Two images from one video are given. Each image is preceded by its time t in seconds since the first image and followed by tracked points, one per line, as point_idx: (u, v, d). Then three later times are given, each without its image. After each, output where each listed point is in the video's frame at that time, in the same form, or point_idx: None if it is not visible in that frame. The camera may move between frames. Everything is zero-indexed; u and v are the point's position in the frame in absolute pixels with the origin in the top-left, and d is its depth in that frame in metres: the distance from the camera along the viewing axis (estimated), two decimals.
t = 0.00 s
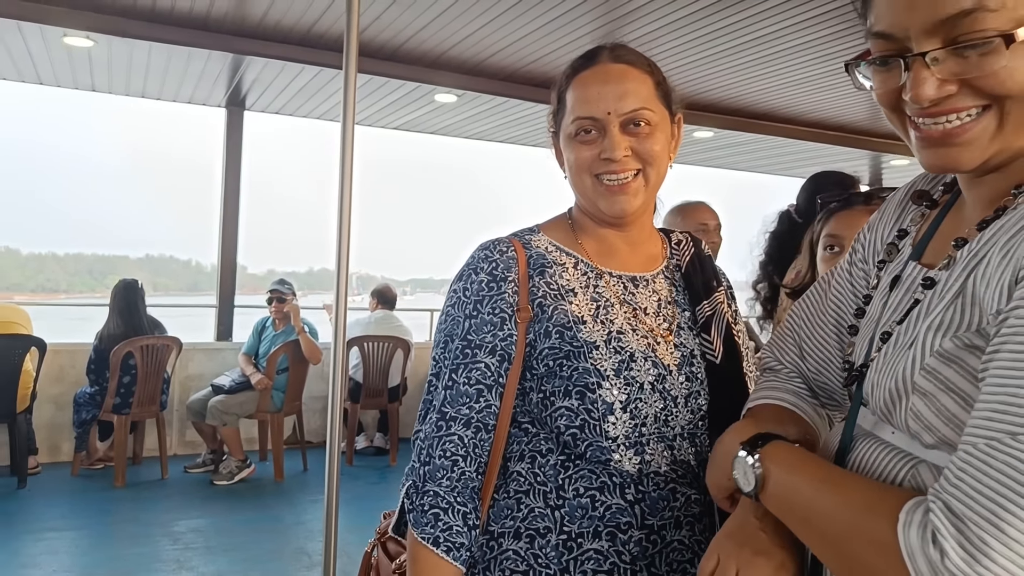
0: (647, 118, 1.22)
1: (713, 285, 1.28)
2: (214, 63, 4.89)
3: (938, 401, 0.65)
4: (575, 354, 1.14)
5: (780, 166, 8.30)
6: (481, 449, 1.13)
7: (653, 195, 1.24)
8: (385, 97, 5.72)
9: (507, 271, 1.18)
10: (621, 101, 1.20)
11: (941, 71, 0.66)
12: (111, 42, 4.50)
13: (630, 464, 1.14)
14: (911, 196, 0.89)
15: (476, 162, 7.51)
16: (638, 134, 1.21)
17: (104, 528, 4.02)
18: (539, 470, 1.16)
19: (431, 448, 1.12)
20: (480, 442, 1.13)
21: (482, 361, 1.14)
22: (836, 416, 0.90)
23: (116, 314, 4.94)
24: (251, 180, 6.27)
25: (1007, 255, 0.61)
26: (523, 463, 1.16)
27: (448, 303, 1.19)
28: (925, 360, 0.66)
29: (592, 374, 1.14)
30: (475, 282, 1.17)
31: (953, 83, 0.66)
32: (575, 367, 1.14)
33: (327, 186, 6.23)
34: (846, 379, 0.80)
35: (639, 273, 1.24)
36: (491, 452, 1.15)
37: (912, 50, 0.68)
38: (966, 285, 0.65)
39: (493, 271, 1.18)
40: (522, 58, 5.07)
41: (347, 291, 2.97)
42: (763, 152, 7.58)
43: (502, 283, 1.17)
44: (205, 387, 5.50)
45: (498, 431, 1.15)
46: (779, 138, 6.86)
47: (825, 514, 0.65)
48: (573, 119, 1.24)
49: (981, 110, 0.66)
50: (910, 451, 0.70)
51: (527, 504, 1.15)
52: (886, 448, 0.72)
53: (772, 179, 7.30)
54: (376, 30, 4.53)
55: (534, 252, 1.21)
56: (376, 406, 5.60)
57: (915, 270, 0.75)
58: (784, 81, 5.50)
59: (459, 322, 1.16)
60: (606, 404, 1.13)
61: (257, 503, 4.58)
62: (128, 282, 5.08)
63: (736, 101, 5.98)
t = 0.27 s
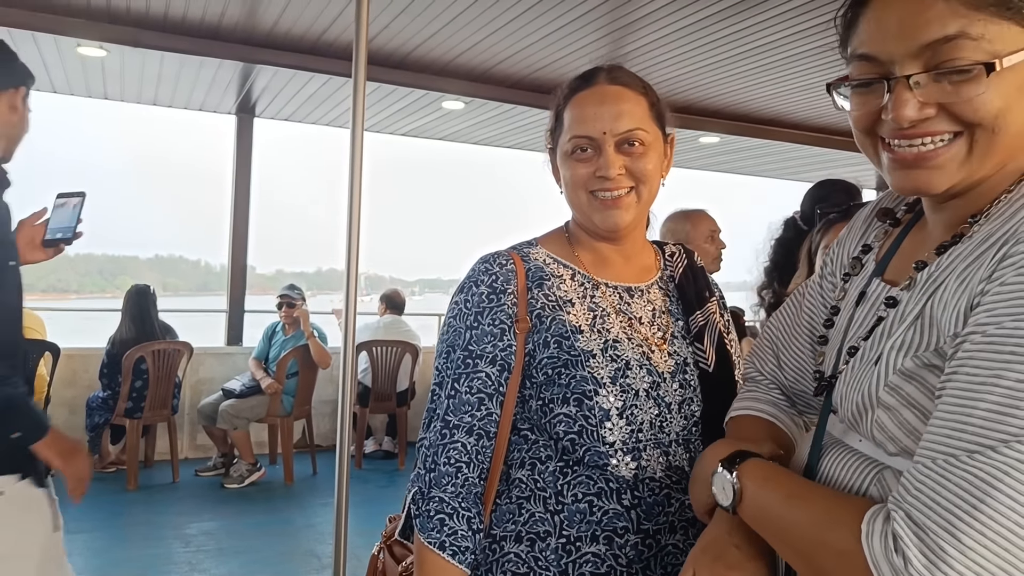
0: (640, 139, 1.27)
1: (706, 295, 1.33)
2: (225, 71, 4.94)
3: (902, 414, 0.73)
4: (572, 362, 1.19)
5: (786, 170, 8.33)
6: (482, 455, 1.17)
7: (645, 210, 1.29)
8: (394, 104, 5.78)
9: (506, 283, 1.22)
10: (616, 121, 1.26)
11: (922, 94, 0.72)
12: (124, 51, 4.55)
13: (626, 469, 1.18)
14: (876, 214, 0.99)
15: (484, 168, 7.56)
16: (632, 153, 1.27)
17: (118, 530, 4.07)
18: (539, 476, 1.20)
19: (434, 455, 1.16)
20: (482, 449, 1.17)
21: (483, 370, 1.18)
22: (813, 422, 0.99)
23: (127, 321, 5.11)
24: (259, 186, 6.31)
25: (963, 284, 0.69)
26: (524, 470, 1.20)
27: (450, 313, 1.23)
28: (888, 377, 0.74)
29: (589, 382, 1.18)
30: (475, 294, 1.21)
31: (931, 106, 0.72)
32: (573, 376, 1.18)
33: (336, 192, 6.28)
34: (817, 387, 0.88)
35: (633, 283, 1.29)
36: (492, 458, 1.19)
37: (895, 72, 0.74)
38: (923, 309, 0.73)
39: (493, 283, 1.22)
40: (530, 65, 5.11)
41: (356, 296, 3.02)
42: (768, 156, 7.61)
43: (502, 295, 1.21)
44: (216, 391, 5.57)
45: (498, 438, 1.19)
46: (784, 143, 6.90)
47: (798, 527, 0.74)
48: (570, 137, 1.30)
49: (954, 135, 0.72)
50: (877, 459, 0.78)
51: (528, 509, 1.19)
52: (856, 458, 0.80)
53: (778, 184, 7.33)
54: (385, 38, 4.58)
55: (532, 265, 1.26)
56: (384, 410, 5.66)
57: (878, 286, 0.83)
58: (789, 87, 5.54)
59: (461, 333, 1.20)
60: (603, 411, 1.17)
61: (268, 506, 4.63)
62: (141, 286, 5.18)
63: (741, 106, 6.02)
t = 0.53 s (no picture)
0: (637, 154, 1.29)
1: (699, 306, 1.35)
2: (230, 77, 4.96)
3: (890, 424, 0.75)
4: (568, 375, 1.20)
5: (789, 174, 8.34)
6: (480, 468, 1.18)
7: (637, 224, 1.31)
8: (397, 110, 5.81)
9: (502, 297, 1.24)
10: (616, 135, 1.28)
11: (937, 70, 0.74)
12: (129, 58, 4.58)
13: (622, 479, 1.19)
14: (838, 233, 1.01)
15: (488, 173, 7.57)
16: (628, 168, 1.29)
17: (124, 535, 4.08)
18: (537, 487, 1.21)
19: (433, 468, 1.17)
20: (479, 461, 1.18)
21: (479, 384, 1.19)
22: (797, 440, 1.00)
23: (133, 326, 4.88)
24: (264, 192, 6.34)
25: (941, 293, 0.72)
26: (522, 481, 1.22)
27: (447, 328, 1.25)
28: (875, 390, 0.76)
29: (584, 395, 1.19)
30: (471, 308, 1.23)
31: (943, 84, 0.73)
32: (569, 388, 1.20)
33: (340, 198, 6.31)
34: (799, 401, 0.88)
35: (627, 295, 1.31)
36: (490, 470, 1.20)
37: (914, 49, 0.76)
38: (904, 320, 0.75)
39: (489, 297, 1.23)
40: (533, 71, 5.13)
41: (361, 301, 3.03)
42: (771, 161, 7.63)
43: (498, 309, 1.23)
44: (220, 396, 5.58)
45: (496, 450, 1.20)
46: (787, 148, 6.91)
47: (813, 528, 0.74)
48: (568, 146, 1.32)
49: (953, 122, 0.73)
50: (866, 469, 0.79)
51: (527, 520, 1.20)
52: (843, 467, 0.82)
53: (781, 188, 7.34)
54: (389, 44, 4.61)
55: (528, 279, 1.27)
56: (389, 415, 5.67)
57: (852, 302, 0.85)
58: (791, 92, 5.55)
59: (457, 347, 1.22)
60: (598, 422, 1.19)
61: (273, 511, 4.64)
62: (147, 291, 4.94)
63: (744, 111, 6.04)
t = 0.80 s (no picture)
0: (622, 160, 1.31)
1: (694, 308, 1.35)
2: (239, 83, 4.98)
3: (875, 424, 0.78)
4: (563, 376, 1.21)
5: (800, 178, 8.30)
6: (474, 467, 1.19)
7: (628, 230, 1.32)
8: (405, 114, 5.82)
9: (499, 299, 1.24)
10: (598, 143, 1.30)
11: (923, 70, 0.77)
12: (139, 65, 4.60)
13: (614, 478, 1.21)
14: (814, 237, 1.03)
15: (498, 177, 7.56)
16: (615, 176, 1.30)
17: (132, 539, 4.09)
18: (530, 485, 1.22)
19: (426, 464, 1.18)
20: (472, 460, 1.19)
21: (474, 384, 1.20)
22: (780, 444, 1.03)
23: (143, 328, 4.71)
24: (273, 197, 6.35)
25: (922, 293, 0.74)
26: (516, 480, 1.23)
27: (444, 328, 1.25)
28: (860, 390, 0.78)
29: (579, 396, 1.20)
30: (469, 309, 1.23)
31: (925, 85, 0.77)
32: (564, 389, 1.21)
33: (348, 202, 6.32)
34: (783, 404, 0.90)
35: (622, 300, 1.31)
36: (484, 468, 1.21)
37: (899, 49, 0.79)
38: (888, 320, 0.77)
39: (486, 299, 1.24)
40: (541, 75, 5.14)
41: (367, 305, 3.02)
42: (781, 164, 7.59)
43: (494, 311, 1.23)
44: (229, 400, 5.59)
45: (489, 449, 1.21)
46: (797, 151, 6.88)
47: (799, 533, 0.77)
48: (554, 158, 1.34)
49: (932, 122, 0.77)
50: (850, 470, 0.82)
51: (520, 517, 1.22)
52: (825, 469, 0.84)
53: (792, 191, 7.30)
54: (397, 49, 4.62)
55: (525, 282, 1.28)
56: (397, 419, 5.66)
57: (834, 305, 0.87)
58: (800, 96, 5.54)
59: (453, 348, 1.22)
60: (592, 423, 1.20)
61: (281, 514, 4.65)
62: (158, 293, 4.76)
63: (753, 115, 6.02)
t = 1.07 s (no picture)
0: (602, 167, 1.35)
1: (665, 311, 1.41)
2: (240, 83, 4.98)
3: (821, 431, 0.81)
4: (530, 377, 1.27)
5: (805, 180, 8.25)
6: (438, 464, 1.22)
7: (604, 236, 1.38)
8: (406, 115, 5.82)
9: (466, 302, 1.30)
10: (581, 148, 1.34)
11: (871, 74, 0.80)
12: (139, 66, 4.60)
13: (582, 476, 1.26)
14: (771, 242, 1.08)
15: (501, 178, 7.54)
16: (594, 181, 1.35)
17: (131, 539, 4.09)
18: (500, 486, 1.27)
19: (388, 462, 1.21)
20: (436, 458, 1.22)
21: (437, 385, 1.24)
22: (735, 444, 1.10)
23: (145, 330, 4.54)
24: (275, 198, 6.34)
25: (865, 298, 0.78)
26: (487, 481, 1.28)
27: (414, 331, 1.30)
28: (806, 397, 0.82)
29: (545, 395, 1.26)
30: (437, 312, 1.29)
31: (874, 88, 0.79)
32: (530, 389, 1.26)
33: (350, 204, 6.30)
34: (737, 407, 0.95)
35: (594, 301, 1.37)
36: (450, 468, 1.24)
37: (852, 49, 0.82)
38: (833, 325, 0.81)
39: (454, 302, 1.30)
40: (542, 76, 5.13)
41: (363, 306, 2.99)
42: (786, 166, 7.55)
43: (461, 313, 1.29)
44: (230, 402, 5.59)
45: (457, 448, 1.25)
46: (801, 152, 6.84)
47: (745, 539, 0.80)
48: (537, 158, 1.37)
49: (881, 126, 0.79)
50: (799, 475, 0.86)
51: (492, 520, 1.26)
52: (776, 475, 0.89)
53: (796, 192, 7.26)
54: (396, 50, 4.61)
55: (495, 285, 1.34)
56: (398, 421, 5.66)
57: (785, 309, 0.91)
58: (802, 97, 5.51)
59: (421, 350, 1.27)
60: (558, 422, 1.25)
61: (281, 516, 4.65)
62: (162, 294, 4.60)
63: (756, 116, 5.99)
